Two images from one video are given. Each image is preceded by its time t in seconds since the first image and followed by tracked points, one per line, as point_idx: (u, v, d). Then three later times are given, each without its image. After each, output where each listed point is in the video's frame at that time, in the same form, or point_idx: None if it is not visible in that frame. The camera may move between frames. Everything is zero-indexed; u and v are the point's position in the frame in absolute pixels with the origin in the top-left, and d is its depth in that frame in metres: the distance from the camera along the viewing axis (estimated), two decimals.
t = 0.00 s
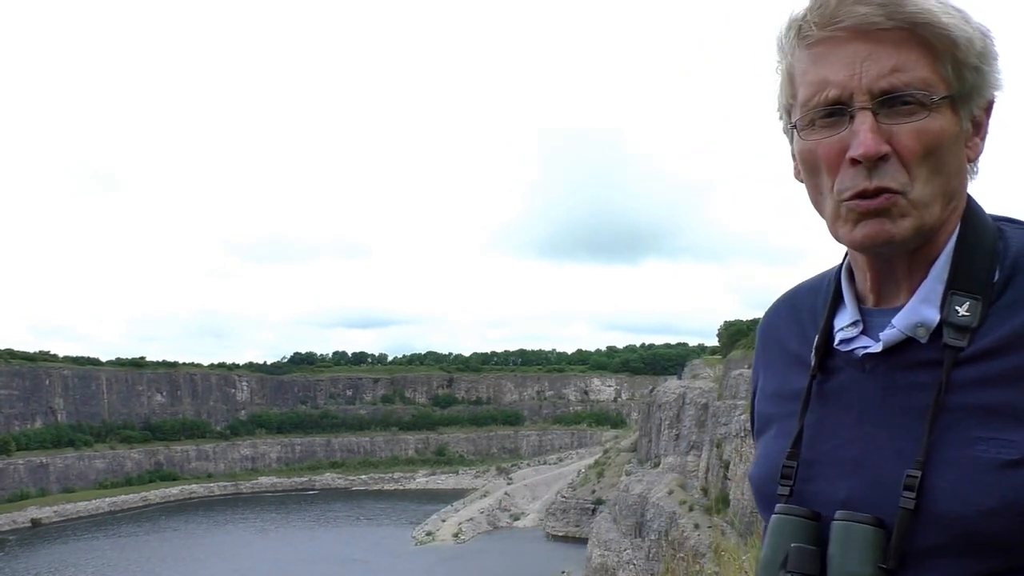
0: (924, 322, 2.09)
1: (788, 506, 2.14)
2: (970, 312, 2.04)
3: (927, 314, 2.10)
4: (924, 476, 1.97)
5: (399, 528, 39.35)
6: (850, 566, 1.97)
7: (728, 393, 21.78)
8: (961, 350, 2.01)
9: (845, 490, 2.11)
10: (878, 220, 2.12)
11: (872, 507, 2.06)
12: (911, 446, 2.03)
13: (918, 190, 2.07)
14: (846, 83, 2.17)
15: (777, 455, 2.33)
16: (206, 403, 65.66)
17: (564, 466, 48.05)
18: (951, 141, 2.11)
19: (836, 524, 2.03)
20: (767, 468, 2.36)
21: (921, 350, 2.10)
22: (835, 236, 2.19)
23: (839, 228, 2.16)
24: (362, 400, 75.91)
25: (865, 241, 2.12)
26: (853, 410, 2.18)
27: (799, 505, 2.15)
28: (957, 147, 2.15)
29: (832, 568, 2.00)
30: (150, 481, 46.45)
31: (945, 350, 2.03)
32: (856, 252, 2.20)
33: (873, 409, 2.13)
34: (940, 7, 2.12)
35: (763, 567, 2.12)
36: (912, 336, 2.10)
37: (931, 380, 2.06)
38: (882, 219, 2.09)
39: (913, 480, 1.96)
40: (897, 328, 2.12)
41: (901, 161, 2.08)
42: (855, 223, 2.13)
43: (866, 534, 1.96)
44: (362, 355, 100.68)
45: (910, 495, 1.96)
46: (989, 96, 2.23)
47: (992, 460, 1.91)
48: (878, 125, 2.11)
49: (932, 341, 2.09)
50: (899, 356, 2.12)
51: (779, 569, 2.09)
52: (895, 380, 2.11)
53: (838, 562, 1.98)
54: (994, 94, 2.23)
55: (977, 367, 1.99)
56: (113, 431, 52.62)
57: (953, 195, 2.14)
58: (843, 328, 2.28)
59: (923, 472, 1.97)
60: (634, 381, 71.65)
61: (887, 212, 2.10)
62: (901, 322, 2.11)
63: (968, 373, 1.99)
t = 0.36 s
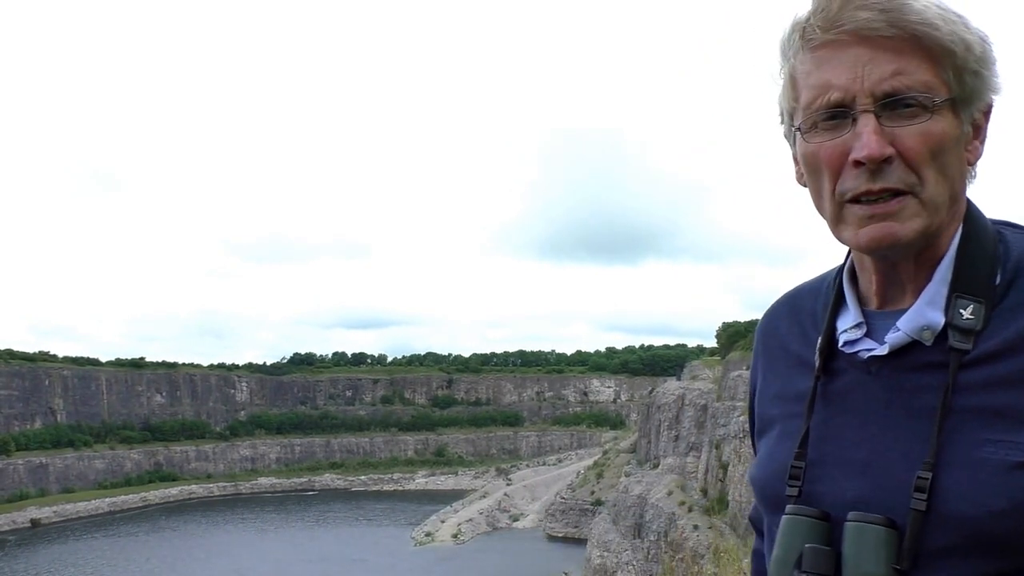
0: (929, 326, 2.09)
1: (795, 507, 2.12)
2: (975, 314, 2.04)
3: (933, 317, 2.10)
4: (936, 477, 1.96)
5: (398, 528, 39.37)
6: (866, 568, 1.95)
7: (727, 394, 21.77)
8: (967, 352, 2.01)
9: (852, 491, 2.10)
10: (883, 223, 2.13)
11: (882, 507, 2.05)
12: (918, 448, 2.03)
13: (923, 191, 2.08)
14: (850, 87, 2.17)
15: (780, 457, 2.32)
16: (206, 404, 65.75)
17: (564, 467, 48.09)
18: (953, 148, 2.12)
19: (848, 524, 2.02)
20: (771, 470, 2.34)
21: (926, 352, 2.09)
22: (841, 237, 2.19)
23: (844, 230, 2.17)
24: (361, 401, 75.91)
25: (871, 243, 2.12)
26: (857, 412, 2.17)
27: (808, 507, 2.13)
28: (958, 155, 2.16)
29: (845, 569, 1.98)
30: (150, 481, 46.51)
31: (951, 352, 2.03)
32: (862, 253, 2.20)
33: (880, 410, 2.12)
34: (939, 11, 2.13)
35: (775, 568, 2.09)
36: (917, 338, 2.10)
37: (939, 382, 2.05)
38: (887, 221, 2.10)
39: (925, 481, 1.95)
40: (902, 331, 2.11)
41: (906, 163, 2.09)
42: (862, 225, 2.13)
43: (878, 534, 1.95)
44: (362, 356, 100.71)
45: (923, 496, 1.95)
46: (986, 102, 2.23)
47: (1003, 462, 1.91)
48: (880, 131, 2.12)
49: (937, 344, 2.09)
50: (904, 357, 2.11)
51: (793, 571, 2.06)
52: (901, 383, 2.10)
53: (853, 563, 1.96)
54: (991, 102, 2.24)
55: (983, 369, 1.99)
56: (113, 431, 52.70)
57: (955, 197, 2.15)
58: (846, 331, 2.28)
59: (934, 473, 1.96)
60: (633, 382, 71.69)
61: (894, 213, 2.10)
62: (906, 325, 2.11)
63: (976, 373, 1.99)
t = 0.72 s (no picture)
0: (935, 328, 2.08)
1: (806, 506, 2.08)
2: (978, 317, 2.04)
3: (939, 319, 2.09)
4: (947, 477, 1.95)
5: (398, 528, 39.37)
6: (884, 570, 1.92)
7: (725, 395, 21.83)
8: (973, 353, 2.01)
9: (861, 490, 2.08)
10: (885, 224, 2.13)
11: (895, 506, 2.02)
12: (928, 446, 2.01)
13: (925, 195, 2.08)
14: (866, 90, 2.16)
15: (788, 458, 2.28)
16: (206, 404, 65.84)
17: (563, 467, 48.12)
18: (956, 155, 2.13)
19: (863, 522, 1.99)
20: (774, 471, 2.31)
21: (932, 353, 2.08)
22: (844, 241, 2.19)
23: (848, 232, 2.17)
24: (361, 401, 75.88)
25: (874, 245, 2.12)
26: (863, 412, 2.15)
27: (818, 507, 2.10)
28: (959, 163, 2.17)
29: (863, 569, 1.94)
30: (150, 481, 46.55)
31: (957, 353, 2.03)
32: (867, 255, 2.20)
33: (884, 413, 2.11)
34: (940, 18, 2.13)
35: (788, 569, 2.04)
36: (923, 340, 2.09)
37: (946, 383, 2.05)
38: (892, 222, 2.10)
39: (936, 481, 1.95)
40: (907, 334, 2.11)
41: (907, 168, 2.09)
42: (867, 225, 2.13)
43: (894, 533, 1.92)
44: (362, 357, 100.82)
45: (935, 495, 1.94)
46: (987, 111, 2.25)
47: (1013, 462, 1.91)
48: (884, 134, 2.12)
49: (942, 346, 2.08)
50: (910, 359, 2.10)
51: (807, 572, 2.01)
52: (906, 383, 2.09)
53: (870, 563, 1.93)
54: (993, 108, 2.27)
55: (988, 370, 1.99)
56: (112, 432, 52.76)
57: (957, 201, 2.15)
58: (849, 332, 2.26)
59: (946, 473, 1.95)
60: (633, 382, 71.77)
61: (896, 214, 2.10)
62: (912, 327, 2.11)
63: (983, 376, 1.99)
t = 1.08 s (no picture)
0: (936, 328, 2.09)
1: (807, 506, 2.07)
2: (979, 318, 2.04)
3: (940, 320, 2.09)
4: (950, 476, 1.95)
5: (398, 529, 39.37)
6: (888, 566, 1.91)
7: (724, 395, 21.91)
8: (973, 354, 2.02)
9: (860, 489, 2.08)
10: (885, 223, 2.13)
11: (898, 503, 2.02)
12: (929, 446, 2.01)
13: (926, 193, 2.08)
14: (869, 90, 2.16)
15: (787, 457, 2.27)
16: (206, 404, 65.87)
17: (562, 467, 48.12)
18: (957, 156, 2.14)
19: (865, 519, 1.99)
20: (774, 472, 2.29)
21: (931, 354, 2.09)
22: (845, 239, 2.19)
23: (848, 230, 2.17)
24: (361, 401, 75.83)
25: (874, 242, 2.12)
26: (864, 413, 2.15)
27: (819, 505, 2.09)
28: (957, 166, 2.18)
29: (865, 567, 1.93)
30: (149, 481, 46.57)
31: (957, 354, 2.03)
32: (868, 255, 2.20)
33: (884, 413, 2.11)
34: (939, 24, 2.14)
35: (789, 568, 2.03)
36: (925, 341, 2.10)
37: (945, 383, 2.06)
38: (891, 219, 2.09)
39: (938, 479, 1.95)
40: (908, 334, 2.11)
41: (907, 167, 2.09)
42: (866, 223, 2.13)
43: (897, 529, 1.92)
44: (361, 357, 100.84)
45: (938, 493, 1.94)
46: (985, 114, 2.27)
47: (1014, 460, 1.91)
48: (886, 134, 2.12)
49: (944, 347, 2.09)
50: (909, 361, 2.11)
51: (807, 570, 2.00)
52: (909, 383, 2.09)
53: (873, 559, 1.92)
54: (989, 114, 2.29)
55: (988, 371, 2.00)
56: (112, 432, 52.82)
57: (956, 201, 2.16)
58: (849, 334, 2.26)
59: (946, 473, 1.96)
60: (632, 383, 71.80)
61: (895, 212, 2.10)
62: (914, 328, 2.10)
63: (983, 376, 2.00)
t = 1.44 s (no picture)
0: (937, 329, 2.09)
1: (807, 505, 2.07)
2: (979, 320, 2.05)
3: (942, 322, 2.09)
4: (950, 475, 1.95)
5: (398, 528, 39.37)
6: (890, 566, 1.90)
7: (724, 395, 21.93)
8: (975, 354, 2.02)
9: (862, 488, 2.07)
10: (885, 222, 2.13)
11: (898, 503, 2.02)
12: (928, 445, 2.02)
13: (925, 193, 2.08)
14: (873, 90, 2.16)
15: (787, 458, 2.27)
16: (206, 404, 65.90)
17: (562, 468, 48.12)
18: (958, 158, 2.14)
19: (865, 519, 1.99)
20: (775, 471, 2.29)
21: (932, 356, 2.09)
22: (843, 237, 2.19)
23: (850, 228, 2.16)
24: (361, 401, 75.82)
25: (874, 240, 2.12)
26: (864, 414, 2.15)
27: (819, 504, 2.09)
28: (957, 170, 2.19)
29: (867, 567, 1.93)
30: (150, 481, 46.63)
31: (957, 355, 2.04)
32: (868, 253, 2.19)
33: (884, 413, 2.11)
34: (938, 25, 2.14)
35: (789, 566, 2.03)
36: (925, 342, 2.10)
37: (946, 383, 2.05)
38: (890, 218, 2.09)
39: (939, 479, 1.95)
40: (910, 335, 2.11)
41: (909, 165, 2.09)
42: (867, 221, 2.13)
43: (896, 531, 1.92)
44: (361, 357, 100.89)
45: (937, 493, 1.95)
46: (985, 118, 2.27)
47: (1013, 461, 1.92)
48: (887, 135, 2.12)
49: (944, 349, 2.09)
50: (911, 362, 2.11)
51: (808, 570, 2.00)
52: (909, 384, 2.10)
53: (874, 557, 1.92)
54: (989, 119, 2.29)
55: (989, 372, 2.00)
56: (112, 432, 52.85)
57: (956, 201, 2.16)
58: (850, 334, 2.26)
59: (948, 471, 1.96)
60: (632, 383, 71.75)
61: (894, 209, 2.10)
62: (915, 329, 2.11)
63: (986, 376, 2.00)
